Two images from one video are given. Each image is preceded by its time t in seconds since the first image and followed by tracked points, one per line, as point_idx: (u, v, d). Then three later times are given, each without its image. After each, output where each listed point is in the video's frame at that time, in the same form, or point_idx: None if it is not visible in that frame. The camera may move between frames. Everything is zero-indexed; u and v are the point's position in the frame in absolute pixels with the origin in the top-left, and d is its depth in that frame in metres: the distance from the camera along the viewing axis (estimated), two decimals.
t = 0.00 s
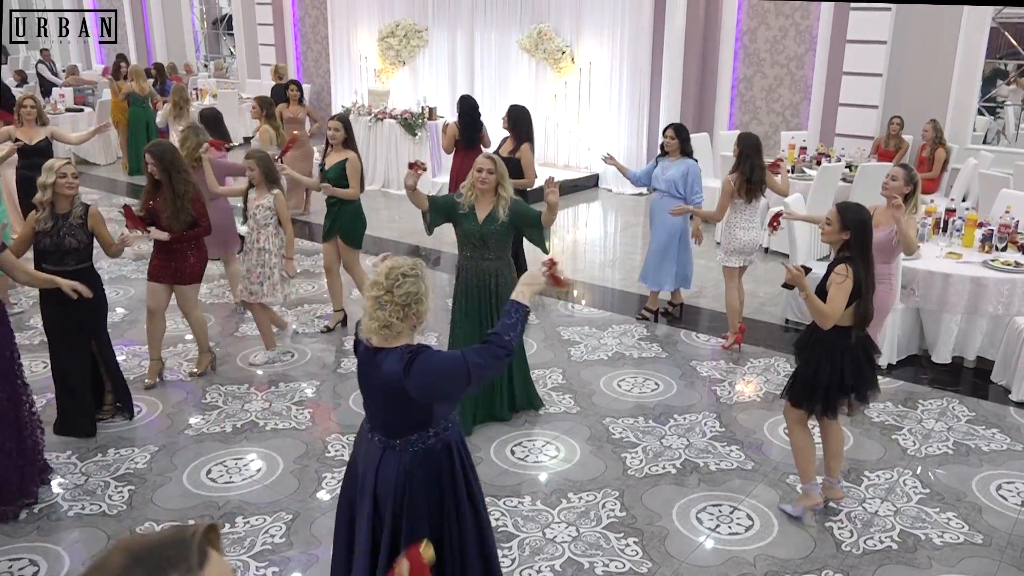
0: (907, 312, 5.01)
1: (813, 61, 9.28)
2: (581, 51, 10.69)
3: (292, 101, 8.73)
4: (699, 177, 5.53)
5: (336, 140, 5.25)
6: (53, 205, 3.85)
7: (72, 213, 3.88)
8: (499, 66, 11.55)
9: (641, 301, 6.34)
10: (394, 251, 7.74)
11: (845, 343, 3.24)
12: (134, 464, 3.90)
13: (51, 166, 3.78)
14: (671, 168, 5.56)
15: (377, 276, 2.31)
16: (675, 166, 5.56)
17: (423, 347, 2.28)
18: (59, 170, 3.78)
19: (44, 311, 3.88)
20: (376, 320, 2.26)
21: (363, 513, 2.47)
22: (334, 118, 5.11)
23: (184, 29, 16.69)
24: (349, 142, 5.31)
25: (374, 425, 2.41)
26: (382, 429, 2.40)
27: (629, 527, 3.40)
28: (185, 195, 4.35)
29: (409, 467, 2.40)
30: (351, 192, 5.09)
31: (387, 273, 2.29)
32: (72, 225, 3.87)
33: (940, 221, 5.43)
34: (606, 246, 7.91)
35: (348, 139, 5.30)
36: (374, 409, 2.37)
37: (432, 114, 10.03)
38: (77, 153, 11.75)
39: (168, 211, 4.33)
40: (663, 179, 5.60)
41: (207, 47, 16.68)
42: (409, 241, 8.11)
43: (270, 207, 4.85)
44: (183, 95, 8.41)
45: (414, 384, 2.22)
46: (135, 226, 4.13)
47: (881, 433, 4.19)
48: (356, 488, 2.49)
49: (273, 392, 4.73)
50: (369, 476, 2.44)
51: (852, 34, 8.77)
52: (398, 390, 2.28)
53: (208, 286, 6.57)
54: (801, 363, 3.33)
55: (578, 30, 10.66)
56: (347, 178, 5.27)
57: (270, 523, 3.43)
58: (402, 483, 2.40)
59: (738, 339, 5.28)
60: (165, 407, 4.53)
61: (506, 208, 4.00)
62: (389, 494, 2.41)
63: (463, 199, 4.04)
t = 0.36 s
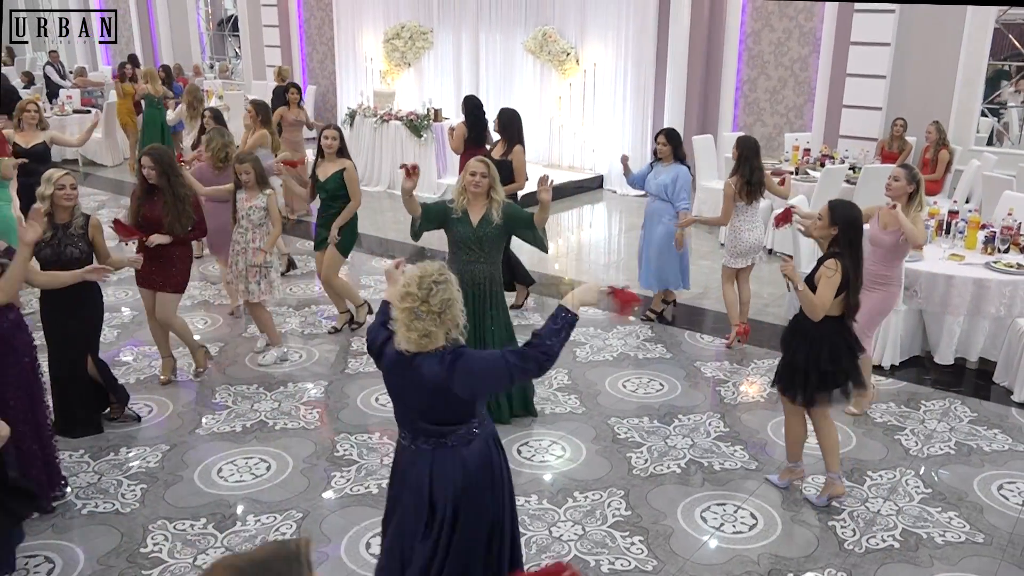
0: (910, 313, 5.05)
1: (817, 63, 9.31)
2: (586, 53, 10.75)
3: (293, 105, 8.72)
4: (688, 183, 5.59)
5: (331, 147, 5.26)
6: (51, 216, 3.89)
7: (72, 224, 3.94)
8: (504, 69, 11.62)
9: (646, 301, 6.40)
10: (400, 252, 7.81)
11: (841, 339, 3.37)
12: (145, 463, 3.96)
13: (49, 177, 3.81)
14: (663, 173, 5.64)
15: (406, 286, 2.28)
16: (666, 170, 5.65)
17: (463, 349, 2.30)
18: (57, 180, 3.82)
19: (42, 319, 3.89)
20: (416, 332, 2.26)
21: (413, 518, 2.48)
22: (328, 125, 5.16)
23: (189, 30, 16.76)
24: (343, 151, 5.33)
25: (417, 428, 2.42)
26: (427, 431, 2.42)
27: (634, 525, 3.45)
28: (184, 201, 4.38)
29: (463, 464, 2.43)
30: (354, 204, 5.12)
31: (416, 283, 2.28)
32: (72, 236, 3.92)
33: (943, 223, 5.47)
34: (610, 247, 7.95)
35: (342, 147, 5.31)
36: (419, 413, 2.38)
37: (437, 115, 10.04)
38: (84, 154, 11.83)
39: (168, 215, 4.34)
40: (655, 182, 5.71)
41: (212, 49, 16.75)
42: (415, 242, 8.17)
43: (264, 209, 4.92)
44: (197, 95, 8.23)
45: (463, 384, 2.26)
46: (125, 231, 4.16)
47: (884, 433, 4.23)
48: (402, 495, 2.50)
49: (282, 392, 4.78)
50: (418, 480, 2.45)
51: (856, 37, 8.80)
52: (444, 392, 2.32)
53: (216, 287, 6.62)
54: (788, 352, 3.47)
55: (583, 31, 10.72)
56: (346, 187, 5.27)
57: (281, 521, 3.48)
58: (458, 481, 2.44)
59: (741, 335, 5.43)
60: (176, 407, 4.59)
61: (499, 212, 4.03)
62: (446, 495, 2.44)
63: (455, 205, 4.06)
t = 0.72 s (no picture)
0: (914, 315, 5.09)
1: (822, 64, 9.37)
2: (591, 55, 10.79)
3: (299, 105, 8.77)
4: (680, 181, 5.59)
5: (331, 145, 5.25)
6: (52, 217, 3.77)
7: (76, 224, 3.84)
8: (510, 71, 11.71)
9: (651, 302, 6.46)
10: (407, 253, 7.87)
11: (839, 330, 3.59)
12: (159, 462, 4.02)
13: (49, 180, 3.69)
14: (659, 171, 5.65)
15: (434, 285, 2.31)
16: (660, 168, 5.66)
17: (497, 338, 2.35)
18: (57, 185, 3.69)
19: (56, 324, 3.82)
20: (451, 330, 2.27)
21: (447, 518, 2.48)
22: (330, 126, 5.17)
23: (197, 32, 16.87)
24: (343, 150, 5.35)
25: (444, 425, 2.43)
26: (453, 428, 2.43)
27: (640, 523, 3.50)
28: (187, 203, 4.40)
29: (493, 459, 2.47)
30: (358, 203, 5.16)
31: (443, 278, 2.32)
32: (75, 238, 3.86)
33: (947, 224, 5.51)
34: (615, 248, 8.01)
35: (342, 147, 5.33)
36: (450, 412, 2.39)
37: (443, 116, 10.10)
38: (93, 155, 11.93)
39: (171, 216, 4.36)
40: (649, 180, 5.73)
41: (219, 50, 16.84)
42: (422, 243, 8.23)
43: (253, 212, 4.97)
44: (214, 95, 8.02)
45: (508, 371, 2.32)
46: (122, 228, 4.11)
47: (888, 433, 4.28)
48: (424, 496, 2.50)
49: (291, 392, 4.84)
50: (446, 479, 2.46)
51: (860, 38, 8.85)
52: (488, 383, 2.33)
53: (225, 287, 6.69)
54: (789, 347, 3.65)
55: (588, 34, 10.76)
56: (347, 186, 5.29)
57: (292, 518, 3.54)
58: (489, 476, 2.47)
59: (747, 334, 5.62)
60: (188, 406, 4.65)
61: (498, 208, 4.05)
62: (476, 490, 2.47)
63: (454, 202, 4.09)
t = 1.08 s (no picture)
0: (917, 316, 5.13)
1: (826, 67, 9.40)
2: (596, 57, 10.83)
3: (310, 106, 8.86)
4: (668, 180, 5.68)
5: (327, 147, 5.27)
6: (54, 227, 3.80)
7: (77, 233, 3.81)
8: (515, 75, 11.79)
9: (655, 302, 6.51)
10: (412, 254, 7.92)
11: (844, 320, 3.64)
12: (170, 460, 4.07)
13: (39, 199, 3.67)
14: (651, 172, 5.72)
15: (469, 283, 2.35)
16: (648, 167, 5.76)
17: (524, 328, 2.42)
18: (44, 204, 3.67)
19: (58, 334, 3.80)
20: (487, 325, 2.31)
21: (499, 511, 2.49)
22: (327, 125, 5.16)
23: (202, 33, 16.94)
24: (338, 149, 5.35)
25: (473, 420, 2.43)
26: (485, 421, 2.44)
27: (645, 522, 3.54)
28: (192, 204, 4.41)
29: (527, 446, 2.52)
30: (353, 204, 5.17)
31: (476, 274, 2.37)
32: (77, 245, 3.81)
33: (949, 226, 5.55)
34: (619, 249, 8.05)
35: (338, 146, 5.32)
36: (490, 405, 2.40)
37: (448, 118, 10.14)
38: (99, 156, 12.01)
39: (176, 216, 4.37)
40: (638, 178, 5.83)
41: (225, 51, 16.90)
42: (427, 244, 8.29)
43: (245, 213, 5.01)
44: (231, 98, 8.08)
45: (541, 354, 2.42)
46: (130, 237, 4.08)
47: (890, 433, 4.32)
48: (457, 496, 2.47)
49: (300, 391, 4.90)
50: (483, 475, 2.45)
51: (864, 41, 8.88)
52: (524, 370, 2.40)
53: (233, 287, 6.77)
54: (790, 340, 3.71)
55: (593, 36, 10.81)
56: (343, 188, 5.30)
57: (302, 515, 3.59)
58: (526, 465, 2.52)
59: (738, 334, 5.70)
60: (198, 405, 4.71)
61: (493, 208, 4.10)
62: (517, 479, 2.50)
63: (450, 202, 4.10)
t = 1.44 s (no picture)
0: (918, 315, 5.17)
1: (828, 67, 9.42)
2: (599, 57, 10.90)
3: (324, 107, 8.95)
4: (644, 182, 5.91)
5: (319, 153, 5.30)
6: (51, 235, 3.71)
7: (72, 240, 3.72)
8: (518, 75, 11.84)
9: (657, 301, 6.56)
10: (416, 253, 7.96)
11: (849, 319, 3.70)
12: (180, 456, 4.13)
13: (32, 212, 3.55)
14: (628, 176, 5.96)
15: (503, 283, 2.46)
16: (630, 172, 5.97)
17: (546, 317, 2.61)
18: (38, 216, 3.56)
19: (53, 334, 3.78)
20: (526, 322, 2.45)
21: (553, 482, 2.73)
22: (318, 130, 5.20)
23: (206, 33, 16.99)
24: (331, 155, 5.39)
25: (514, 412, 2.58)
26: (525, 410, 2.61)
27: (648, 518, 3.59)
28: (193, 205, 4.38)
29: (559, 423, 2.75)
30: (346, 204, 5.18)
31: (509, 273, 2.50)
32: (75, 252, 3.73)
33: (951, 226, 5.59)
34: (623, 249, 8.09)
35: (331, 152, 5.36)
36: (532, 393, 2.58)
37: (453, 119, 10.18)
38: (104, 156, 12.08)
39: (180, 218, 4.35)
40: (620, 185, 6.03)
41: (229, 51, 16.95)
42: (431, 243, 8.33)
43: (232, 217, 4.97)
44: (241, 99, 8.10)
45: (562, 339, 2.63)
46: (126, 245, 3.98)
47: (891, 431, 4.36)
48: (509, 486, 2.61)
49: (307, 389, 4.95)
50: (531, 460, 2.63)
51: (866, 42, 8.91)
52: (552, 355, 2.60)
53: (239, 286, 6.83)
54: (791, 340, 3.79)
55: (596, 38, 10.85)
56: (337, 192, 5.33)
57: (311, 512, 3.64)
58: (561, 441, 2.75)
59: (739, 327, 5.81)
60: (206, 403, 4.77)
61: (486, 214, 4.14)
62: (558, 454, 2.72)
63: (442, 208, 4.13)
